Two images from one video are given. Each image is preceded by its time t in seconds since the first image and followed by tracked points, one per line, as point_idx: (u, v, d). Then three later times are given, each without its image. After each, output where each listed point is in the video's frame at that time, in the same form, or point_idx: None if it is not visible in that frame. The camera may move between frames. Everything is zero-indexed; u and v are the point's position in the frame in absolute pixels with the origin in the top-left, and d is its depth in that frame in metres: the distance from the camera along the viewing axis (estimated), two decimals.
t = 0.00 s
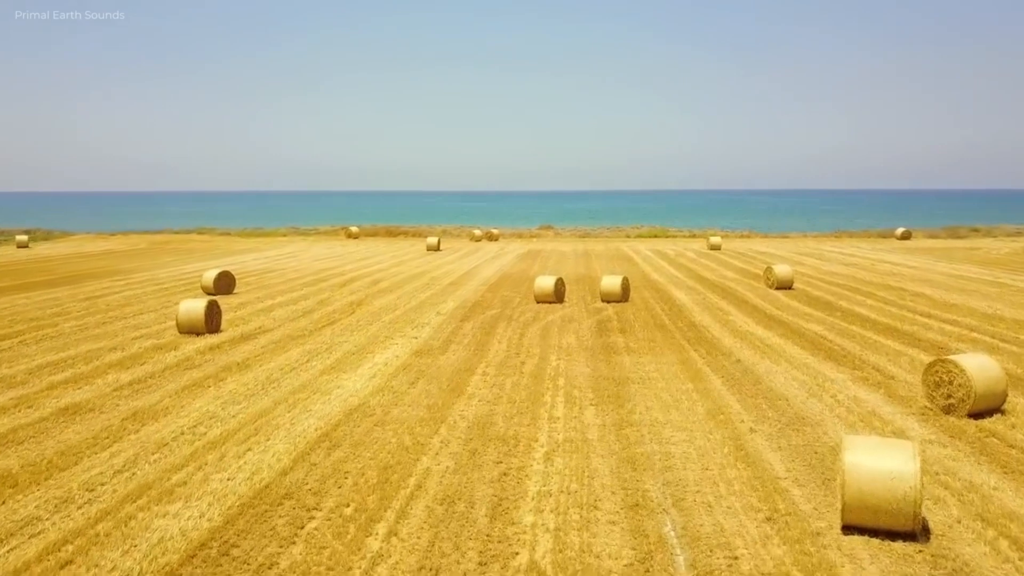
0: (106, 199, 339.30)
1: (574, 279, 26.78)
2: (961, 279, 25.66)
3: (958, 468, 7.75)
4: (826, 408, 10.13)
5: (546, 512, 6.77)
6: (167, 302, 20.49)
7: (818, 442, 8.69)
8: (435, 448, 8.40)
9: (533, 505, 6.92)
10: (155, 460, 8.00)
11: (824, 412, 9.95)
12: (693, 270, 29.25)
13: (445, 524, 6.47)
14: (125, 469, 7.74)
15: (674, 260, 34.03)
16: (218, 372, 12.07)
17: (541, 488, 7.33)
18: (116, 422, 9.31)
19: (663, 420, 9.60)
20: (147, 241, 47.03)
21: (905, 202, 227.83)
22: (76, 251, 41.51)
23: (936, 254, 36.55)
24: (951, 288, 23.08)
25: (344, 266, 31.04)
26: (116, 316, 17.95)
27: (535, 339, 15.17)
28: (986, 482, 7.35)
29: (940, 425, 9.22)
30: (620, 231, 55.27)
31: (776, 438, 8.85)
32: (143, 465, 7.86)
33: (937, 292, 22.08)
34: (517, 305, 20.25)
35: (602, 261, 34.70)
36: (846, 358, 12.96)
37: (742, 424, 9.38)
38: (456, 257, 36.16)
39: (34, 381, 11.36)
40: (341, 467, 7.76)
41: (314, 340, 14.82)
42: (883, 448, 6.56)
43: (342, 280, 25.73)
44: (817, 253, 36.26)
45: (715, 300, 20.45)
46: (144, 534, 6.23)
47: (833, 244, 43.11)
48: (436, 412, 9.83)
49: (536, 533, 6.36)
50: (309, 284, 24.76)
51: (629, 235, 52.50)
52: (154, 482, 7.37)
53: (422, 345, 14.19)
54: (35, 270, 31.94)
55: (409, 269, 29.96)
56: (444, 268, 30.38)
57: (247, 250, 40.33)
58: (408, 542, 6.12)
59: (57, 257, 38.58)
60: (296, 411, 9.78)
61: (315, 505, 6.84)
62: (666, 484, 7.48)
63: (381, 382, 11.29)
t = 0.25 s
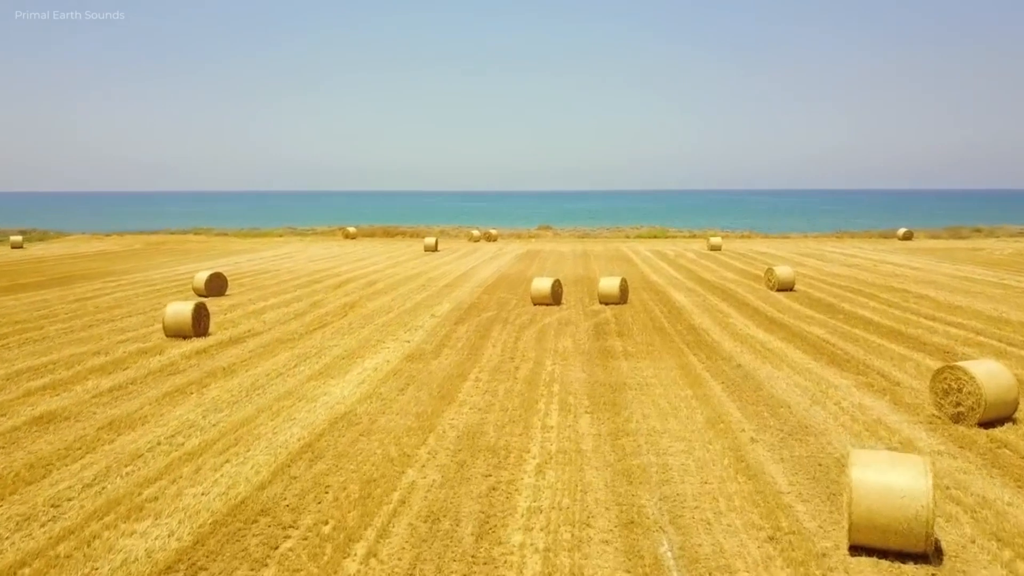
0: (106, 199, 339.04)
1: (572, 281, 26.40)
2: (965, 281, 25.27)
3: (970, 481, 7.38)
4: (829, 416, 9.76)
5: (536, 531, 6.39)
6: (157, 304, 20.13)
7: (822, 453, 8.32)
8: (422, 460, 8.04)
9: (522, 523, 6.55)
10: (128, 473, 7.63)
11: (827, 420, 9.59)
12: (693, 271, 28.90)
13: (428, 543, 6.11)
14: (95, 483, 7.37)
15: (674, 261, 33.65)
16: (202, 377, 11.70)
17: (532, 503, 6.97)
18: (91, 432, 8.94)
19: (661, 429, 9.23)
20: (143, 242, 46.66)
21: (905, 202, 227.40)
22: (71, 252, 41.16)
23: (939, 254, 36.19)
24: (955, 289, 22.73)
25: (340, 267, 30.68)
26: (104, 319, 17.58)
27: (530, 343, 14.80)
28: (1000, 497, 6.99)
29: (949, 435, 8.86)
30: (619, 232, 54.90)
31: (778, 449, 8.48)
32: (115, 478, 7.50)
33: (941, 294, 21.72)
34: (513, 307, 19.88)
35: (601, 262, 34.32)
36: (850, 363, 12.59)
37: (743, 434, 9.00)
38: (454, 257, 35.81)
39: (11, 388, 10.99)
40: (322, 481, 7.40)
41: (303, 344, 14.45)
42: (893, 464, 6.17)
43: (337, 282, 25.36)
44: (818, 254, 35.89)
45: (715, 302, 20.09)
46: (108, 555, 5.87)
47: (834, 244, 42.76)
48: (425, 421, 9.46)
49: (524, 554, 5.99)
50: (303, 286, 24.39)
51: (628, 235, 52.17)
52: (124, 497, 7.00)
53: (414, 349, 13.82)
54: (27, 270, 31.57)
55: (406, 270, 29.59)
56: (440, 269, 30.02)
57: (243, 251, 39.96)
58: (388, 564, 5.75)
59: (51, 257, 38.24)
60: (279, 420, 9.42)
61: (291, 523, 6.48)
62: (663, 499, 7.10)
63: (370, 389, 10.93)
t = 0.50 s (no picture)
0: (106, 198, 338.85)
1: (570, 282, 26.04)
2: (969, 282, 24.88)
3: (983, 497, 7.01)
4: (833, 424, 9.39)
5: (525, 552, 6.02)
6: (147, 306, 19.78)
7: (826, 465, 7.96)
8: (407, 473, 7.68)
9: (510, 542, 6.18)
10: (98, 487, 7.27)
11: (831, 429, 9.22)
12: (692, 272, 28.55)
13: (409, 566, 5.74)
14: (62, 498, 7.00)
15: (674, 262, 33.28)
16: (185, 383, 11.33)
17: (521, 520, 6.61)
18: (64, 442, 8.57)
19: (658, 439, 8.87)
20: (139, 242, 46.34)
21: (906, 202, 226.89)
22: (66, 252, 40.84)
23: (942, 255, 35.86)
24: (959, 291, 22.36)
25: (336, 268, 30.33)
26: (91, 321, 17.22)
27: (525, 346, 14.43)
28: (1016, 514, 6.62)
29: (959, 445, 8.49)
30: (619, 232, 54.57)
31: (781, 460, 8.12)
32: (83, 493, 7.13)
33: (945, 295, 21.36)
34: (509, 309, 19.50)
35: (600, 262, 33.94)
36: (853, 368, 12.22)
37: (743, 444, 8.64)
38: (451, 258, 35.46)
39: None
40: (301, 496, 7.04)
41: (292, 347, 14.09)
42: (902, 481, 5.78)
43: (331, 283, 25.00)
44: (819, 255, 35.50)
45: (715, 304, 19.72)
46: None
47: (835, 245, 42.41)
48: (413, 430, 9.11)
49: None
50: (297, 287, 24.02)
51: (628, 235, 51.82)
52: (91, 513, 6.64)
53: (406, 353, 13.45)
54: (20, 271, 31.22)
55: (402, 271, 29.22)
56: (437, 270, 29.66)
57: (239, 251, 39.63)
58: None
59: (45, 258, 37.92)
60: (261, 429, 9.06)
61: (265, 543, 6.11)
62: (659, 516, 6.73)
63: (358, 396, 10.58)
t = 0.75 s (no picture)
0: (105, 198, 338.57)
1: (568, 283, 25.69)
2: (973, 283, 24.52)
3: (997, 513, 6.65)
4: (838, 433, 9.01)
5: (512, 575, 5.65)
6: (137, 308, 19.41)
7: (831, 479, 7.60)
8: (391, 487, 7.31)
9: (496, 564, 5.81)
10: (64, 503, 6.89)
11: (836, 439, 8.85)
12: (692, 273, 28.22)
13: None
14: (24, 515, 6.62)
15: (673, 262, 32.90)
16: (167, 389, 10.95)
17: (509, 540, 6.24)
18: (34, 454, 8.19)
19: (655, 450, 8.50)
20: (135, 242, 46.00)
21: (907, 202, 226.46)
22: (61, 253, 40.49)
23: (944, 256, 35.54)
24: (963, 292, 22.01)
25: (331, 268, 30.00)
26: (78, 324, 16.86)
27: (520, 351, 14.06)
28: None
29: (969, 457, 8.14)
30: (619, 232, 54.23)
31: (783, 473, 7.75)
32: (47, 510, 6.75)
33: (949, 297, 21.00)
34: (505, 311, 19.13)
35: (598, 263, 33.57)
36: (857, 374, 11.87)
37: (744, 455, 8.26)
38: (449, 259, 35.13)
39: None
40: (277, 513, 6.66)
41: (281, 352, 13.72)
42: (914, 502, 5.42)
43: (326, 285, 24.62)
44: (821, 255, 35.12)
45: (715, 307, 19.36)
46: None
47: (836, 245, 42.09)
48: (399, 440, 8.74)
49: None
50: (290, 289, 23.64)
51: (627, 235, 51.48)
52: (53, 533, 6.26)
53: (397, 358, 13.08)
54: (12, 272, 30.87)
55: (398, 272, 28.86)
56: (434, 271, 29.32)
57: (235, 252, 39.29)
58: None
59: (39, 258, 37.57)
60: (241, 439, 8.70)
61: (236, 565, 5.74)
62: (655, 535, 6.36)
63: (345, 404, 10.22)
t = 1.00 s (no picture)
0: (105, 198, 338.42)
1: (566, 284, 25.32)
2: (977, 285, 24.15)
3: (1013, 533, 6.27)
4: (842, 443, 8.65)
5: None
6: (126, 311, 19.05)
7: (835, 494, 7.23)
8: (372, 504, 6.93)
9: None
10: (26, 521, 6.53)
11: (841, 449, 8.48)
12: (692, 274, 27.87)
13: None
14: None
15: (673, 263, 32.55)
16: (147, 396, 10.58)
17: (495, 562, 5.87)
18: (1, 467, 7.82)
19: (652, 462, 8.13)
20: (131, 243, 45.69)
21: (907, 201, 225.93)
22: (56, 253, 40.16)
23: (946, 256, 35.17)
24: (967, 294, 21.64)
25: (327, 269, 29.65)
26: (64, 327, 16.49)
27: (515, 355, 13.70)
28: None
29: (982, 470, 7.77)
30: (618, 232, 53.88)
31: (785, 488, 7.38)
32: (8, 529, 6.38)
33: (953, 299, 20.64)
34: (501, 313, 18.77)
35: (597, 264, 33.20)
36: (861, 379, 11.50)
37: (745, 468, 7.89)
38: (446, 259, 34.78)
39: None
40: (250, 532, 6.29)
41: (268, 356, 13.35)
42: (927, 524, 5.08)
43: (320, 286, 24.27)
44: (822, 256, 34.76)
45: (715, 309, 19.00)
46: None
47: (837, 245, 41.73)
48: (385, 452, 8.37)
49: None
50: (284, 290, 23.27)
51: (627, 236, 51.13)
52: (11, 555, 5.90)
53: (387, 363, 12.71)
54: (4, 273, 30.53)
55: (393, 273, 28.48)
56: (430, 272, 28.97)
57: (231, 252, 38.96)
58: None
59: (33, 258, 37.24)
60: (220, 451, 8.32)
61: None
62: (651, 557, 5.98)
63: (330, 413, 9.84)
